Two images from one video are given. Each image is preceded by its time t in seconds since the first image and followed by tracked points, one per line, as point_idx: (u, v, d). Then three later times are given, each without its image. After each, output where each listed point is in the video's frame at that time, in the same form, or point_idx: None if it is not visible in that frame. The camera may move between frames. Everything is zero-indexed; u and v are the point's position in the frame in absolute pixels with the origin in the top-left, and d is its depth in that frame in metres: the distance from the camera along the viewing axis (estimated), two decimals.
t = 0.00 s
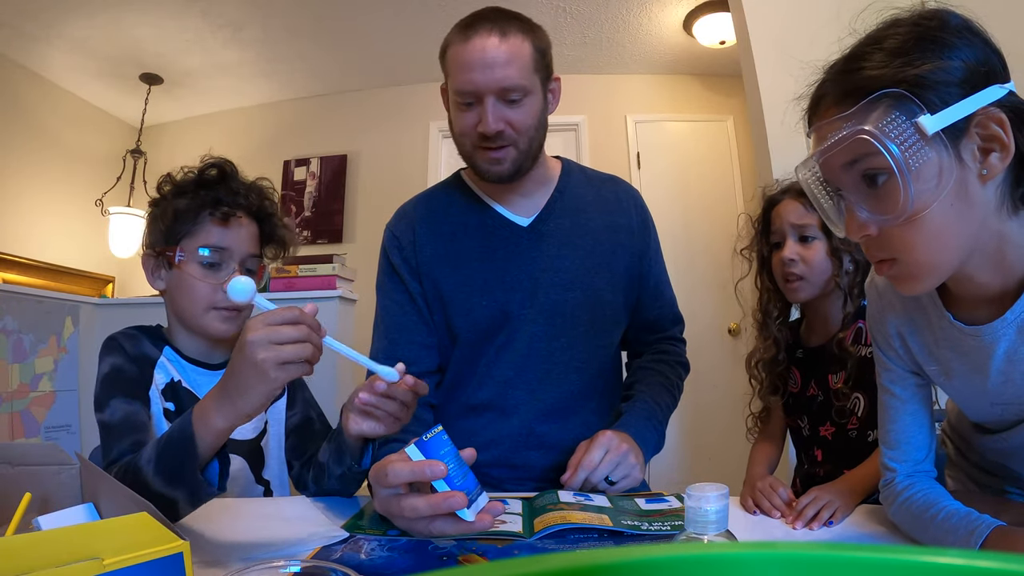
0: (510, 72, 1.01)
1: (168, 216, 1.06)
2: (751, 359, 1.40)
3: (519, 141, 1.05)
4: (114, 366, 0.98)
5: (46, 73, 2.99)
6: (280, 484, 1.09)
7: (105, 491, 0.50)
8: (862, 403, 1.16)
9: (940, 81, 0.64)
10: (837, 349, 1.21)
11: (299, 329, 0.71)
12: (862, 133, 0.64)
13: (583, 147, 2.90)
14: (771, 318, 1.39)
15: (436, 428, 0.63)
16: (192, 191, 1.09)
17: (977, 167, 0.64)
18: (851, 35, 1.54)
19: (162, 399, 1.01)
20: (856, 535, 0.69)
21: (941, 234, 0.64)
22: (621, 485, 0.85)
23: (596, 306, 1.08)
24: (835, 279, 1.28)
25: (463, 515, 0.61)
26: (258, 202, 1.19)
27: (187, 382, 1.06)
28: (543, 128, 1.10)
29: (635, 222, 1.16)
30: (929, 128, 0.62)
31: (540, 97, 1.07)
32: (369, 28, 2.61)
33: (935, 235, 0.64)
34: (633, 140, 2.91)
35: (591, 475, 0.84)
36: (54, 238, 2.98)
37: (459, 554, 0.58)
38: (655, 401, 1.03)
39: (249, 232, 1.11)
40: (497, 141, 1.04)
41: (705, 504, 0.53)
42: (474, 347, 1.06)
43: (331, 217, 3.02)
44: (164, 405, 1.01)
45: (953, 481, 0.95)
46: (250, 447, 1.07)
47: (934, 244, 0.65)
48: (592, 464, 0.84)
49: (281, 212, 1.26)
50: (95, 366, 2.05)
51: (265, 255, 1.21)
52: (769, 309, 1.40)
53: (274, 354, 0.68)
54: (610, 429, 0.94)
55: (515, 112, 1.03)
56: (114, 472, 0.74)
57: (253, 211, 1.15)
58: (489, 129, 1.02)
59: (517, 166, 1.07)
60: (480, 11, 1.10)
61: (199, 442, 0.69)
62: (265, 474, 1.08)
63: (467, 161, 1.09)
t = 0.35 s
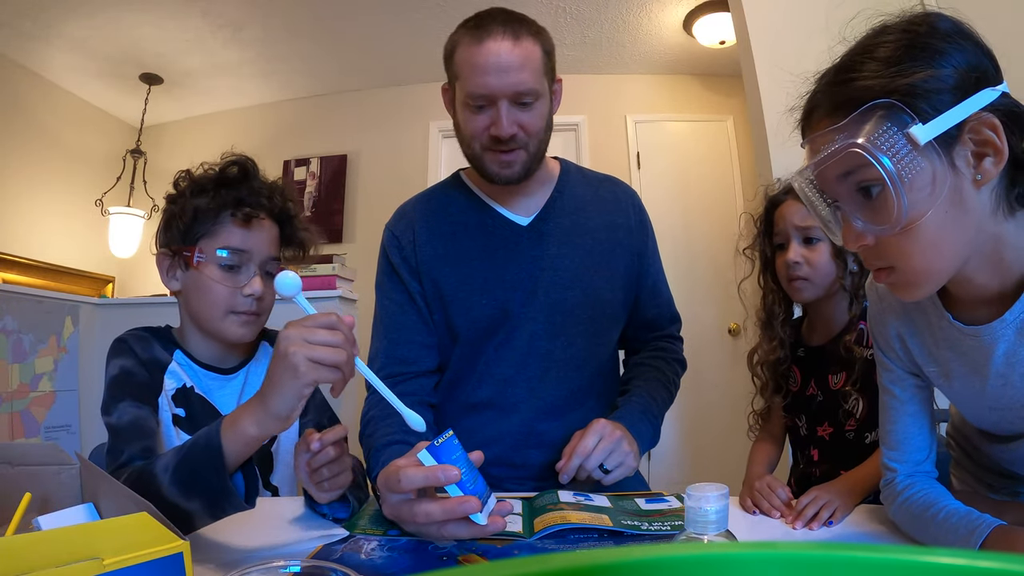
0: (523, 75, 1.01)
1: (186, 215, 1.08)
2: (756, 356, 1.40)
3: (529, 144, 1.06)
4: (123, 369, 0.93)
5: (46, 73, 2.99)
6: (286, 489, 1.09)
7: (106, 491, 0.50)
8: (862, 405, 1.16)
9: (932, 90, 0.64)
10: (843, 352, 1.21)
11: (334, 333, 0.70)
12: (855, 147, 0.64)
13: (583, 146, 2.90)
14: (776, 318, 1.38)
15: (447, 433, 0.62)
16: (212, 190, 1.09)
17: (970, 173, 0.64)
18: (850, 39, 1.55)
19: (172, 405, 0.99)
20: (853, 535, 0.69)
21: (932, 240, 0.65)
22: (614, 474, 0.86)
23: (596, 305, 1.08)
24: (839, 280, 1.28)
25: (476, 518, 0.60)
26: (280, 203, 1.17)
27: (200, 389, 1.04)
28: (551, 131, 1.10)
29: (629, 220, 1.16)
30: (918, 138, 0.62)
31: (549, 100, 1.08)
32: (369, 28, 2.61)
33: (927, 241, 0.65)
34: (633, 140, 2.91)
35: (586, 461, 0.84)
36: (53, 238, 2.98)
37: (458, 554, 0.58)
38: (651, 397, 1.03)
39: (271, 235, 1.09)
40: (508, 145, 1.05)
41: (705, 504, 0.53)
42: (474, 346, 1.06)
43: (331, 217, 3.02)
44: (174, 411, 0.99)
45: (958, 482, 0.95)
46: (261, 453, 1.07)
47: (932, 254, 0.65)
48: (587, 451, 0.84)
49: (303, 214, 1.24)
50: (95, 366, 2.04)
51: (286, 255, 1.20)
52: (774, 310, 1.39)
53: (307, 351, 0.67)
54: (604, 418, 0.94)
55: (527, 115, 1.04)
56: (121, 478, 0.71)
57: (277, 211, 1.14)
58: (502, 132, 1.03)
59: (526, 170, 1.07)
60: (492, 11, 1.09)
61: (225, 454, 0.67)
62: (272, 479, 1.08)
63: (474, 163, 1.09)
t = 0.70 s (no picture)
0: (523, 74, 1.01)
1: (190, 219, 1.08)
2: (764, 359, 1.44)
3: (531, 142, 1.06)
4: (131, 369, 0.92)
5: (46, 73, 2.99)
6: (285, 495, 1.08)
7: (106, 491, 0.50)
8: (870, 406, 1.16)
9: (936, 90, 0.64)
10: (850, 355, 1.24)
11: (369, 350, 0.67)
12: (865, 157, 0.64)
13: (583, 146, 2.90)
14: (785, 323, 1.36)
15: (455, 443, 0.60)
16: (216, 193, 1.09)
17: (978, 165, 0.64)
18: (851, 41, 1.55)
19: (178, 407, 0.97)
20: (856, 535, 0.69)
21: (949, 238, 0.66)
22: (609, 476, 0.86)
23: (596, 304, 1.08)
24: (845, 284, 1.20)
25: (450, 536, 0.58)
26: (287, 205, 1.16)
27: (205, 391, 1.03)
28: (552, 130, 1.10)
29: (625, 221, 1.16)
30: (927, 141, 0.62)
31: (551, 100, 1.08)
32: (369, 28, 2.61)
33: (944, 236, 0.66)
34: (633, 140, 2.91)
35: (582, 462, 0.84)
36: (53, 238, 2.97)
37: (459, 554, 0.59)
38: (646, 396, 1.03)
39: (277, 238, 1.09)
40: (510, 142, 1.05)
41: (704, 504, 0.53)
42: (474, 344, 1.06)
43: (331, 217, 3.02)
44: (180, 413, 0.97)
45: (959, 481, 0.95)
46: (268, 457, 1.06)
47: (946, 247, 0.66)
48: (583, 453, 0.85)
49: (310, 215, 1.23)
50: (95, 366, 2.04)
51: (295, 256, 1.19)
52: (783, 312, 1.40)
53: (340, 360, 0.65)
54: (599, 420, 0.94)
55: (529, 113, 1.04)
56: (127, 482, 0.70)
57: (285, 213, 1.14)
58: (504, 128, 1.03)
59: (527, 167, 1.07)
60: (496, 12, 1.10)
61: (247, 460, 0.67)
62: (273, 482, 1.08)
63: (476, 162, 1.09)
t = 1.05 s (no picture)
0: (535, 73, 1.02)
1: (196, 220, 1.08)
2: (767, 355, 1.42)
3: (540, 141, 1.06)
4: (133, 369, 0.92)
5: (46, 73, 2.99)
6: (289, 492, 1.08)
7: (106, 492, 0.50)
8: (870, 406, 1.16)
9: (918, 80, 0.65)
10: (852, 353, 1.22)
11: (375, 351, 0.68)
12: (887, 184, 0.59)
13: (583, 146, 2.90)
14: (790, 317, 1.38)
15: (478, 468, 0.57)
16: (224, 195, 1.09)
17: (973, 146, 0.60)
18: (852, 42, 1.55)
19: (180, 408, 0.97)
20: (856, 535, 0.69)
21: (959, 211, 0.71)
22: (611, 475, 0.86)
23: (597, 306, 1.09)
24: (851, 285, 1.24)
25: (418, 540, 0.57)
26: (295, 209, 1.16)
27: (208, 392, 1.03)
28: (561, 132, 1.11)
29: (626, 224, 1.16)
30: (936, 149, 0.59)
31: (561, 102, 1.09)
32: (370, 28, 2.61)
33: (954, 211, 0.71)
34: (633, 140, 2.91)
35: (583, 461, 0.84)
36: (53, 238, 2.97)
37: (458, 554, 0.58)
38: (647, 396, 1.03)
39: (284, 241, 1.08)
40: (520, 139, 1.05)
41: (705, 504, 0.53)
42: (475, 343, 1.06)
43: (331, 217, 3.02)
44: (183, 414, 0.97)
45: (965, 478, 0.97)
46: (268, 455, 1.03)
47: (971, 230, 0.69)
48: (585, 451, 0.84)
49: (316, 219, 1.23)
50: (95, 366, 2.04)
51: (299, 257, 1.19)
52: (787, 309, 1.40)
53: (346, 360, 0.65)
54: (602, 419, 0.94)
55: (541, 112, 1.05)
56: (129, 484, 0.70)
57: (293, 216, 1.13)
58: (516, 125, 1.03)
59: (535, 166, 1.07)
60: (513, 12, 1.10)
61: (252, 459, 0.67)
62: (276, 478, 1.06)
63: (483, 158, 1.08)
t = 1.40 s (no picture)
0: (556, 74, 1.02)
1: (197, 219, 1.07)
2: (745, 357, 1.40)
3: (555, 142, 1.06)
4: (133, 369, 0.92)
5: (46, 73, 2.99)
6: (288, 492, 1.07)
7: (105, 492, 0.50)
8: (853, 399, 1.15)
9: None
10: (830, 346, 1.20)
11: (376, 351, 0.68)
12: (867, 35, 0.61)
13: (583, 147, 2.90)
14: (765, 318, 1.38)
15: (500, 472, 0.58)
16: (224, 194, 1.09)
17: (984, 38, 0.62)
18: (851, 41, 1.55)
19: (179, 408, 0.97)
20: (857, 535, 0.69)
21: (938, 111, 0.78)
22: (614, 476, 0.86)
23: (599, 307, 1.09)
24: (823, 279, 1.25)
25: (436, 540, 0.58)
26: (294, 207, 1.16)
27: (207, 392, 1.03)
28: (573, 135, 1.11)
29: (627, 226, 1.16)
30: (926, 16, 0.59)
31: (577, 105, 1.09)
32: (370, 28, 2.61)
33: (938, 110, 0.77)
34: (634, 139, 2.91)
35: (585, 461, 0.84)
36: (53, 238, 2.97)
37: (458, 553, 0.58)
38: (648, 398, 1.03)
39: (283, 240, 1.09)
40: (537, 138, 1.04)
41: (705, 504, 0.53)
42: (475, 343, 1.05)
43: (331, 217, 3.02)
44: (182, 414, 0.97)
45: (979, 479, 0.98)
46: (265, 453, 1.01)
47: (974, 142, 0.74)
48: (587, 451, 0.84)
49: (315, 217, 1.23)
50: (95, 366, 2.04)
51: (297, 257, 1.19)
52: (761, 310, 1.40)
53: (348, 364, 0.65)
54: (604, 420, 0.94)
55: (559, 114, 1.05)
56: (131, 484, 0.70)
57: (291, 216, 1.14)
58: (534, 124, 1.03)
59: (547, 167, 1.07)
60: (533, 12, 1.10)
61: (253, 462, 0.66)
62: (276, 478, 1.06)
63: (496, 154, 1.08)
